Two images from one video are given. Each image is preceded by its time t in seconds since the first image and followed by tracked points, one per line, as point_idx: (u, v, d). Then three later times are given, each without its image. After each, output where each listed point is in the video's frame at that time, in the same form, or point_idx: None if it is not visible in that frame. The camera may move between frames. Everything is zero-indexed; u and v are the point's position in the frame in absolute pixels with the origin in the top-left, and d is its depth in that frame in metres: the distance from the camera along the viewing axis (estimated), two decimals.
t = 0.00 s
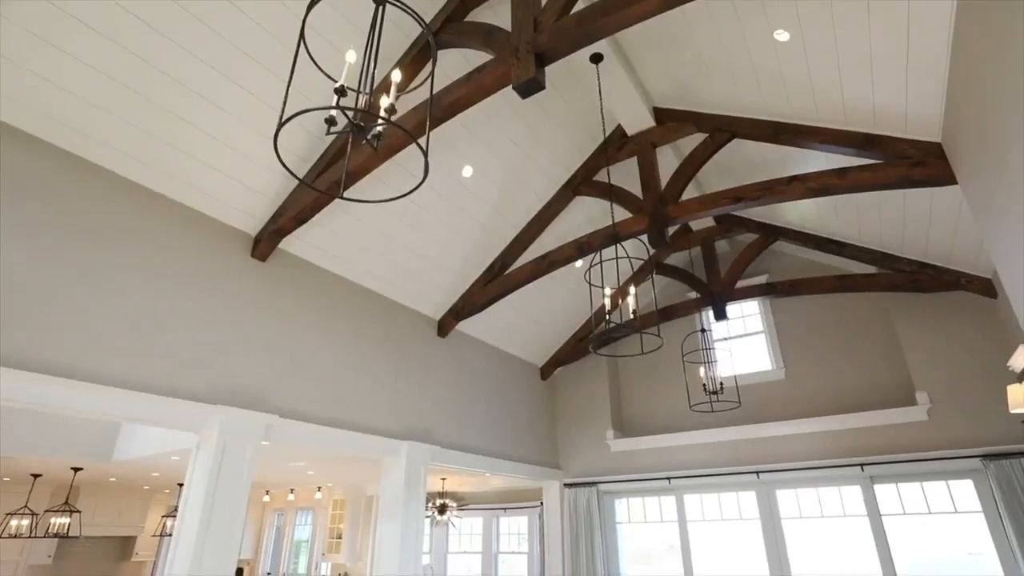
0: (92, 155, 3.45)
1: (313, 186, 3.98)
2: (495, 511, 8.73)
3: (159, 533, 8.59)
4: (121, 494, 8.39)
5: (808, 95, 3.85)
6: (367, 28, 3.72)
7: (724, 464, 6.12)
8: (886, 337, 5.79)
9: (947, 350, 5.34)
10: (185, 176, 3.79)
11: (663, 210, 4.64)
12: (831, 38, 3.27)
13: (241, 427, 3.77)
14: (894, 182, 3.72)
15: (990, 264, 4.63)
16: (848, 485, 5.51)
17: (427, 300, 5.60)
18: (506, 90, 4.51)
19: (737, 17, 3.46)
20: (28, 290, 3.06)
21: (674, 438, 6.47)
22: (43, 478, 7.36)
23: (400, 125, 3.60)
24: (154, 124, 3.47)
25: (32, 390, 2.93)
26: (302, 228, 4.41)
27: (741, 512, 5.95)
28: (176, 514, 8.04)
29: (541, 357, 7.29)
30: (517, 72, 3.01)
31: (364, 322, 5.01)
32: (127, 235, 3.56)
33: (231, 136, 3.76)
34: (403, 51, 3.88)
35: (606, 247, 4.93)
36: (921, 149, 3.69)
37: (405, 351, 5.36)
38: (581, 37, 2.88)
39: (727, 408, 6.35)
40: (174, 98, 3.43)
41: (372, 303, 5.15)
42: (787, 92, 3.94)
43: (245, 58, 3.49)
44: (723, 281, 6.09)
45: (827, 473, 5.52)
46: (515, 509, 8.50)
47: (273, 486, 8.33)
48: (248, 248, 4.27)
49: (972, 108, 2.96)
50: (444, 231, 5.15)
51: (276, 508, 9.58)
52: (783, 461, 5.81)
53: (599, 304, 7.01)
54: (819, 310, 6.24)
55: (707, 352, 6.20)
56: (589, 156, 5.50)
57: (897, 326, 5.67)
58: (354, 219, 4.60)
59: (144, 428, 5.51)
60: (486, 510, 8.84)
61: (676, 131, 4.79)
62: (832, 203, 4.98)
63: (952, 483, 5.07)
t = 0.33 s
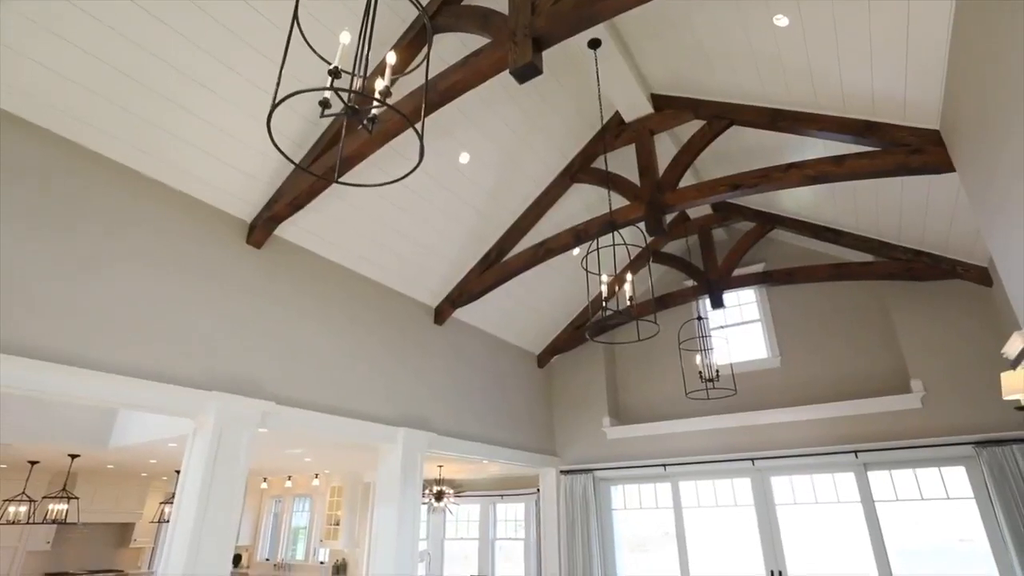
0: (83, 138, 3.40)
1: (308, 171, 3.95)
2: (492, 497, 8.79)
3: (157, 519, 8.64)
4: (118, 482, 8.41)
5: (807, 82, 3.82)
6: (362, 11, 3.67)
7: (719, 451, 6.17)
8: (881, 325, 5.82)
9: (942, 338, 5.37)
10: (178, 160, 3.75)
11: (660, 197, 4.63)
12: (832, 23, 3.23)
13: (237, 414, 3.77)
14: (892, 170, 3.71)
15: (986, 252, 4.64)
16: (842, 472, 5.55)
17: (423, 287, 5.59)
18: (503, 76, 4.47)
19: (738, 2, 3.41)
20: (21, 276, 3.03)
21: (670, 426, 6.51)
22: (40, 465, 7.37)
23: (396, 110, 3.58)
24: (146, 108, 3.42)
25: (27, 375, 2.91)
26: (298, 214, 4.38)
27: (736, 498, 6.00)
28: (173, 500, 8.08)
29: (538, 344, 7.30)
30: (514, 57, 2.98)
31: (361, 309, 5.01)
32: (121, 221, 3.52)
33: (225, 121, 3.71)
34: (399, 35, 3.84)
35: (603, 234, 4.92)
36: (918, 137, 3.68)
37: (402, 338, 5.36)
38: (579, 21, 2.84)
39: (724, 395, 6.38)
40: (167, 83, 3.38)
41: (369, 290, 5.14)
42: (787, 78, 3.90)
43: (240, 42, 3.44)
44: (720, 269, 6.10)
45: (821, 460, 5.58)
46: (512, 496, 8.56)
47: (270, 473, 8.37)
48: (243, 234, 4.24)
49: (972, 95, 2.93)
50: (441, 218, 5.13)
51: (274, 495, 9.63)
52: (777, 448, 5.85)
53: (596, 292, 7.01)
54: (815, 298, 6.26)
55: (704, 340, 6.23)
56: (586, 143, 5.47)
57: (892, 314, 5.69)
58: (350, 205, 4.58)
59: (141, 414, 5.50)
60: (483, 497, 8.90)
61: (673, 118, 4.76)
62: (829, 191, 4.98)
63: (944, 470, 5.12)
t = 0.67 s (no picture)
0: (75, 122, 3.36)
1: (304, 157, 3.92)
2: (488, 485, 8.85)
3: (155, 506, 8.68)
4: (116, 469, 8.43)
5: (806, 69, 3.80)
6: None
7: (714, 438, 6.21)
8: (876, 313, 5.84)
9: (936, 327, 5.39)
10: (172, 145, 3.71)
11: (657, 185, 4.61)
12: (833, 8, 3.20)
13: (234, 400, 3.77)
14: (889, 158, 3.70)
15: (981, 240, 4.65)
16: (835, 459, 5.60)
17: (420, 274, 5.58)
18: (501, 62, 4.43)
19: None
20: (15, 261, 3.01)
21: (666, 413, 6.55)
22: (37, 451, 7.38)
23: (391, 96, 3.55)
24: (139, 91, 3.38)
25: (23, 361, 2.90)
26: (293, 201, 4.35)
27: (730, 484, 6.06)
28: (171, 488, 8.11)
29: (534, 332, 7.30)
30: (511, 41, 2.95)
31: (357, 296, 4.99)
32: (116, 206, 3.49)
33: (220, 107, 3.67)
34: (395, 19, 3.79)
35: (600, 222, 4.90)
36: (916, 124, 3.67)
37: (399, 325, 5.36)
38: (578, 4, 2.81)
39: (719, 382, 6.42)
40: (160, 67, 3.34)
41: (365, 277, 5.12)
42: (786, 64, 3.87)
43: (235, 27, 3.39)
44: (716, 258, 6.11)
45: (814, 447, 5.63)
46: (508, 483, 8.62)
47: (268, 459, 8.41)
48: (238, 221, 4.20)
49: (971, 83, 2.92)
50: (437, 205, 5.11)
51: (271, 481, 9.67)
52: (772, 435, 5.89)
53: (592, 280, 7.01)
54: (811, 286, 6.27)
55: (700, 328, 6.25)
56: (583, 130, 5.43)
57: (887, 303, 5.71)
58: (346, 192, 4.55)
59: (138, 402, 5.50)
60: (479, 484, 8.96)
61: (672, 105, 4.73)
62: (826, 179, 4.98)
63: (936, 457, 5.17)
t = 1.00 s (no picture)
0: (62, 103, 3.30)
1: (298, 141, 3.88)
2: (484, 471, 8.92)
3: (152, 492, 8.73)
4: (112, 455, 8.45)
5: (804, 55, 3.77)
6: None
7: (708, 425, 6.25)
8: (870, 301, 5.86)
9: (929, 315, 5.42)
10: (162, 128, 3.66)
11: (653, 172, 4.59)
12: None
13: (228, 385, 3.76)
14: (885, 145, 3.69)
15: (976, 228, 4.66)
16: (828, 446, 5.65)
17: (415, 261, 5.56)
18: (497, 46, 4.38)
19: None
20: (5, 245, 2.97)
21: (660, 400, 6.59)
22: (32, 438, 7.38)
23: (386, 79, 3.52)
24: (129, 74, 3.34)
25: (15, 346, 2.89)
26: (287, 185, 4.31)
27: (723, 470, 6.11)
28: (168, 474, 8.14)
29: (530, 319, 7.31)
30: (507, 25, 2.92)
31: (352, 283, 4.98)
32: (106, 189, 3.45)
33: (212, 90, 3.63)
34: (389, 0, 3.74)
35: (595, 209, 4.89)
36: (913, 111, 3.65)
37: (394, 312, 5.35)
38: None
39: (714, 369, 6.45)
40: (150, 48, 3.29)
41: (360, 263, 5.11)
42: (783, 49, 3.84)
43: (226, 8, 3.34)
44: (712, 246, 6.11)
45: (807, 434, 5.67)
46: (504, 469, 8.70)
47: (264, 445, 8.45)
48: (232, 206, 4.16)
49: (968, 70, 2.91)
50: (432, 191, 5.08)
51: (268, 468, 9.71)
52: (766, 422, 5.93)
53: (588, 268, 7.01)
54: (806, 274, 6.28)
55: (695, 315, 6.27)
56: (580, 116, 5.39)
57: (882, 291, 5.73)
58: (340, 177, 4.52)
59: (133, 388, 5.52)
60: (475, 470, 9.02)
61: (669, 91, 4.69)
62: (822, 166, 4.97)
63: (927, 444, 5.22)
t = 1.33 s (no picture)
0: (51, 86, 3.25)
1: (291, 125, 3.84)
2: (479, 457, 8.99)
3: (148, 477, 8.83)
4: (107, 441, 8.49)
5: (803, 41, 3.74)
6: None
7: (702, 412, 6.30)
8: (864, 289, 5.89)
9: (923, 303, 5.45)
10: (153, 112, 3.61)
11: (649, 158, 4.57)
12: None
13: (223, 371, 3.75)
14: (882, 133, 3.68)
15: (970, 217, 4.67)
16: (820, 433, 5.70)
17: (410, 247, 5.54)
18: (492, 31, 4.33)
19: None
20: None
21: (655, 387, 6.62)
22: (26, 424, 7.38)
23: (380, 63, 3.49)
24: (119, 56, 3.28)
25: (7, 332, 2.86)
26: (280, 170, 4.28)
27: (717, 457, 6.16)
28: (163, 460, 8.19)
29: (526, 307, 7.32)
30: (503, 7, 2.88)
31: (347, 269, 4.96)
32: (97, 174, 3.41)
33: (204, 74, 3.57)
34: None
35: (591, 196, 4.87)
36: (909, 99, 3.64)
37: (389, 298, 5.34)
38: None
39: (708, 357, 6.49)
40: (141, 31, 3.23)
41: (355, 250, 5.09)
42: (781, 35, 3.80)
43: None
44: (708, 234, 6.11)
45: (800, 421, 5.73)
46: (499, 456, 8.77)
47: (260, 432, 8.48)
48: (225, 191, 4.13)
49: (966, 58, 2.89)
50: (427, 177, 5.05)
51: (264, 454, 9.75)
52: (758, 409, 5.98)
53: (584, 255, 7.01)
54: (801, 262, 6.30)
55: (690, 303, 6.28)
56: (576, 102, 5.35)
57: (876, 279, 5.75)
58: (334, 163, 4.48)
59: (127, 374, 5.55)
60: (470, 457, 9.08)
61: (666, 77, 4.66)
62: (818, 154, 4.96)
63: (917, 431, 5.28)
